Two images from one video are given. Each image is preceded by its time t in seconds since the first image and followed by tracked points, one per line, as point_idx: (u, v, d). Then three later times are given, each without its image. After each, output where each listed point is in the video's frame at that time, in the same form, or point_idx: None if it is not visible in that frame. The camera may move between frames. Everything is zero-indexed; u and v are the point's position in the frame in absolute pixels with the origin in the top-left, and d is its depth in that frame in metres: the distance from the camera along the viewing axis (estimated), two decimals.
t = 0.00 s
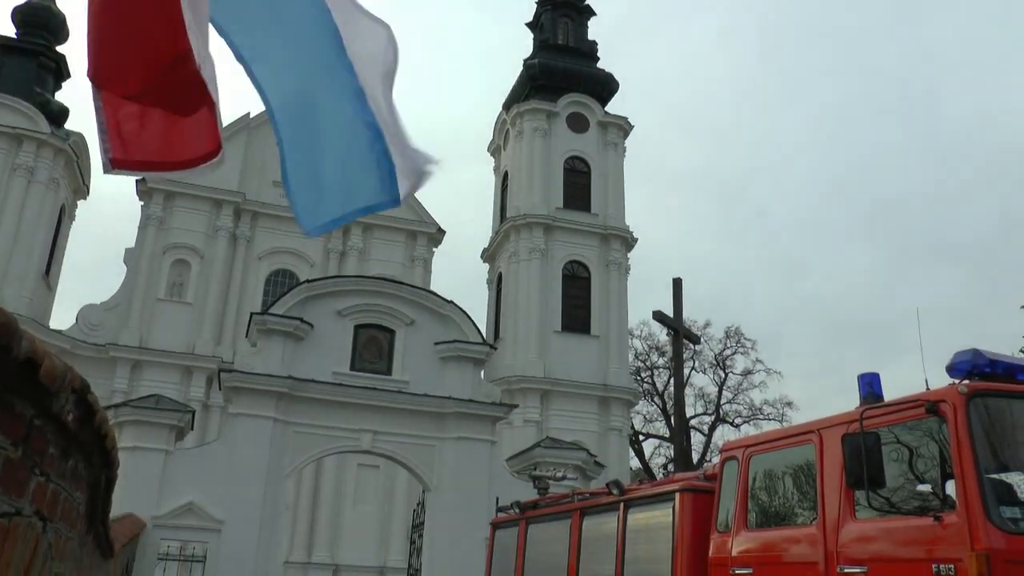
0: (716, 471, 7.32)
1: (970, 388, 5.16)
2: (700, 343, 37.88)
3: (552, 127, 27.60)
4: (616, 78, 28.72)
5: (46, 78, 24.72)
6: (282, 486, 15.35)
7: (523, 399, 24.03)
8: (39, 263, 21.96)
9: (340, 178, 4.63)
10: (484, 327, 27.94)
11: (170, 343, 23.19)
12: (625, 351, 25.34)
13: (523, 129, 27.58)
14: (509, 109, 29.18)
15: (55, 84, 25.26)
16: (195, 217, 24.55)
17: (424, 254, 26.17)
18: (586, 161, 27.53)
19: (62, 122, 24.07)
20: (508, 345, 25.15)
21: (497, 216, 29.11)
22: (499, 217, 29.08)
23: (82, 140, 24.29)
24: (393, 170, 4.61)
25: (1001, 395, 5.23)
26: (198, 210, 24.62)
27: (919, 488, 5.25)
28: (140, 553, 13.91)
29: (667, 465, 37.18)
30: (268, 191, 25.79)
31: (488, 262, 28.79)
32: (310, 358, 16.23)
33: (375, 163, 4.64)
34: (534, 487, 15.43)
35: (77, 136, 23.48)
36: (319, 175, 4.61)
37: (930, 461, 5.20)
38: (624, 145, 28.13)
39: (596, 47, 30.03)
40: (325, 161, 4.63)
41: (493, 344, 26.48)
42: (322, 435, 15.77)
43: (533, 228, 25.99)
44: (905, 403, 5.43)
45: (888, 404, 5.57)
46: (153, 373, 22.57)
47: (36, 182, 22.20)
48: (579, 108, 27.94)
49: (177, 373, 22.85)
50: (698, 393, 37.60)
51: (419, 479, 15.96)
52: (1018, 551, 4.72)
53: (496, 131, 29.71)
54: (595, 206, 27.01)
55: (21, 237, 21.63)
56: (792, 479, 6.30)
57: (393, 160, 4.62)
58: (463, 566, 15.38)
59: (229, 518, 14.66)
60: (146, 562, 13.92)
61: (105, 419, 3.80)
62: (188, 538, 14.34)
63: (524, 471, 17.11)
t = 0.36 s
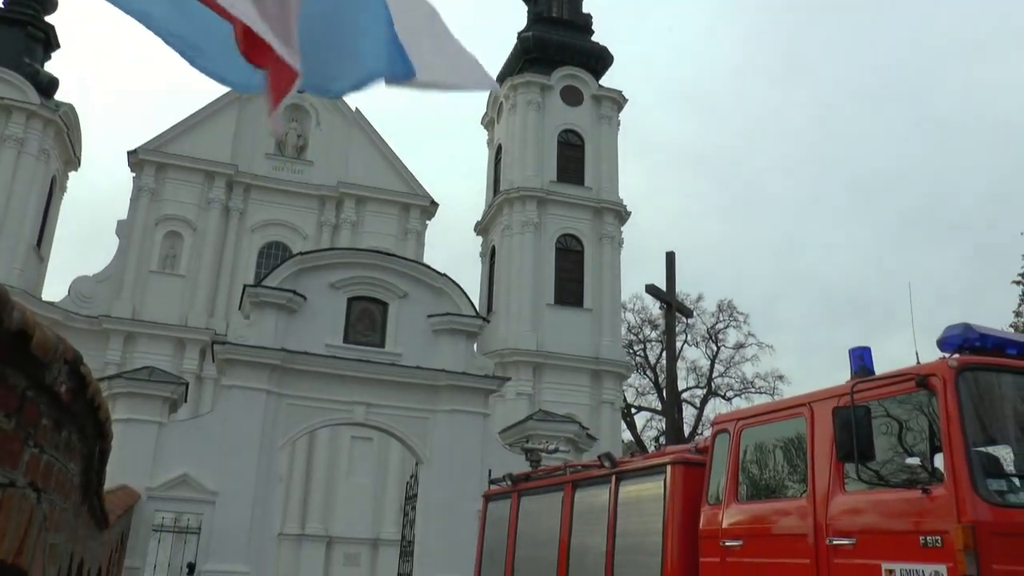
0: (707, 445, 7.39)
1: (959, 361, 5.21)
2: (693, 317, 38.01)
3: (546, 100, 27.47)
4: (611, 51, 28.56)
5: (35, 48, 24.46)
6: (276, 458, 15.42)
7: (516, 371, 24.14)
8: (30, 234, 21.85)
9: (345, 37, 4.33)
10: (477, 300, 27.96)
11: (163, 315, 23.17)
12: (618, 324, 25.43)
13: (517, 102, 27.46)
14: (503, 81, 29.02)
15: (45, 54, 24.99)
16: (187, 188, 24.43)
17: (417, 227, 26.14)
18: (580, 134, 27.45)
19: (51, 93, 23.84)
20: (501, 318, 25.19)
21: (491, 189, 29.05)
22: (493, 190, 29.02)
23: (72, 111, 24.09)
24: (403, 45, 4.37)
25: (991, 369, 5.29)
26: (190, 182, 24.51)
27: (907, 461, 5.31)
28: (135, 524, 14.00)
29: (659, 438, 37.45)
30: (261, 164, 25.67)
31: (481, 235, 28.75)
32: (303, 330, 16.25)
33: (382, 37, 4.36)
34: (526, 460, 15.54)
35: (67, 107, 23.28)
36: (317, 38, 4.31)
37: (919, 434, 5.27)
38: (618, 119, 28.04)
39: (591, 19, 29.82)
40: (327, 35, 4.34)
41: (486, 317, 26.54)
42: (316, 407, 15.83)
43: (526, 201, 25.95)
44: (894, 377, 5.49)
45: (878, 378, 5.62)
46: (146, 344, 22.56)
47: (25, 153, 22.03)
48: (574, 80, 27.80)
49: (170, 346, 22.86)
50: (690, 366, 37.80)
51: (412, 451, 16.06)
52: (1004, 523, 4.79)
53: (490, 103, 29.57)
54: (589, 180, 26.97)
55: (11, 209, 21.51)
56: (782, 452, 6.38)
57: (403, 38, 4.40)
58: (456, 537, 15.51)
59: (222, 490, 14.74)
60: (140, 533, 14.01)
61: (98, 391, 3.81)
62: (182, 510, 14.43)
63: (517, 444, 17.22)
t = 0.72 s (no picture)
0: (699, 412, 7.46)
1: (950, 329, 5.27)
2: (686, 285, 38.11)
3: (540, 66, 27.27)
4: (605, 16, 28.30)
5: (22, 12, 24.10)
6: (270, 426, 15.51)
7: (509, 339, 24.23)
8: (21, 201, 21.72)
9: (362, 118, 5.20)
10: (471, 267, 27.97)
11: (157, 282, 23.13)
12: (611, 291, 25.50)
13: (511, 69, 27.24)
14: (497, 47, 28.77)
15: (32, 19, 24.63)
16: (179, 155, 24.26)
17: (411, 195, 26.08)
18: (574, 101, 27.28)
19: (40, 59, 23.53)
20: (494, 285, 25.22)
21: (485, 156, 28.93)
22: (487, 158, 28.90)
23: (62, 76, 23.82)
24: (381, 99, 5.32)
25: (981, 337, 5.34)
26: (182, 149, 24.33)
27: (897, 428, 5.38)
28: (132, 490, 14.13)
29: (651, 404, 37.77)
30: (253, 130, 25.48)
31: (475, 202, 28.70)
32: (297, 298, 16.26)
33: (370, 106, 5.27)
34: (519, 427, 15.65)
35: (56, 73, 23.01)
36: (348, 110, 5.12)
37: (909, 402, 5.33)
38: (613, 86, 27.87)
39: None
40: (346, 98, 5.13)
41: (479, 284, 26.56)
42: (310, 374, 15.89)
43: (520, 169, 25.85)
44: (886, 345, 5.54)
45: (869, 345, 5.68)
46: (140, 311, 22.54)
47: (15, 119, 21.81)
48: (568, 47, 27.58)
49: (164, 313, 22.85)
50: (683, 333, 37.98)
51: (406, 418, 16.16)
52: (990, 488, 4.86)
53: (484, 70, 29.34)
54: (583, 147, 26.87)
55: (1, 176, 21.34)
56: (773, 419, 6.45)
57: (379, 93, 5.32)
58: (449, 503, 15.68)
59: (218, 457, 14.83)
60: (137, 500, 14.18)
61: (92, 357, 3.82)
62: (177, 476, 14.55)
63: (510, 410, 17.33)
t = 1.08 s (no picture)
0: (691, 377, 7.51)
1: (942, 296, 5.31)
2: (680, 252, 38.19)
3: (533, 31, 27.02)
4: None
5: None
6: (264, 391, 15.58)
7: (503, 305, 24.32)
8: (11, 166, 21.57)
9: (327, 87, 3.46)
10: (464, 233, 27.93)
11: (150, 248, 23.08)
12: (604, 257, 25.53)
13: (505, 34, 26.98)
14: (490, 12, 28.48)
15: None
16: (170, 119, 24.07)
17: (404, 161, 26.01)
18: (568, 66, 27.08)
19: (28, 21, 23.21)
20: (487, 252, 25.23)
21: (478, 122, 28.78)
22: (480, 124, 28.74)
23: (50, 40, 23.52)
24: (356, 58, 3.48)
25: (973, 303, 5.39)
26: (173, 113, 24.13)
27: (887, 394, 5.44)
28: (127, 455, 14.25)
29: (644, 370, 38.02)
30: (245, 96, 25.29)
31: (468, 168, 28.59)
32: (291, 263, 16.24)
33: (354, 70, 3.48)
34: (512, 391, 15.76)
35: (45, 37, 22.71)
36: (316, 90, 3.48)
37: (899, 367, 5.38)
38: (607, 51, 27.67)
39: None
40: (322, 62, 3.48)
41: (472, 250, 26.55)
42: (304, 339, 15.91)
43: (513, 134, 25.71)
44: (878, 311, 5.59)
45: (862, 312, 5.72)
46: (134, 277, 22.53)
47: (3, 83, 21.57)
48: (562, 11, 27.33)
49: (158, 279, 22.84)
50: (676, 300, 38.12)
51: (399, 383, 16.25)
52: (977, 453, 4.94)
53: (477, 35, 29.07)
54: (577, 113, 26.74)
55: None
56: (765, 385, 6.51)
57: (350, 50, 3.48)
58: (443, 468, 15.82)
59: (212, 422, 14.90)
60: (133, 464, 14.30)
61: (85, 322, 3.82)
62: (172, 441, 14.65)
63: (503, 375, 17.42)
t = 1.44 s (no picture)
0: (685, 348, 7.56)
1: (935, 268, 5.34)
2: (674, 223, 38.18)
3: None
4: None
5: None
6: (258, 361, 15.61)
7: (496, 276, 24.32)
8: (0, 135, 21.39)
9: None
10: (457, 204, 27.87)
11: (142, 218, 22.97)
12: (598, 229, 25.51)
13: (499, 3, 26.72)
14: None
15: None
16: (161, 89, 23.86)
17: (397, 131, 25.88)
18: (563, 36, 26.87)
19: None
20: (481, 223, 25.19)
21: (472, 92, 28.58)
22: (474, 94, 28.55)
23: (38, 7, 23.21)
24: None
25: (965, 275, 5.43)
26: (164, 83, 23.91)
27: (878, 364, 5.50)
28: (122, 425, 14.30)
29: (637, 340, 38.20)
30: (237, 65, 25.04)
31: (462, 138, 28.44)
32: (284, 233, 16.20)
33: None
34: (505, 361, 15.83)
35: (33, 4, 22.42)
36: None
37: (891, 338, 5.43)
38: (602, 20, 27.43)
39: None
40: None
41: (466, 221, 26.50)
42: (298, 310, 15.92)
43: (507, 105, 25.56)
44: (870, 282, 5.62)
45: (855, 283, 5.76)
46: (126, 247, 22.45)
47: None
48: None
49: (150, 249, 22.76)
50: (670, 271, 38.17)
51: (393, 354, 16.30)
52: (966, 423, 5.00)
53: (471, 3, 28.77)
54: (571, 84, 26.57)
55: None
56: (757, 356, 6.56)
57: None
58: (437, 437, 15.93)
59: (206, 392, 14.94)
60: (127, 435, 14.36)
61: (76, 292, 3.82)
62: (166, 411, 14.70)
63: (496, 346, 17.47)
